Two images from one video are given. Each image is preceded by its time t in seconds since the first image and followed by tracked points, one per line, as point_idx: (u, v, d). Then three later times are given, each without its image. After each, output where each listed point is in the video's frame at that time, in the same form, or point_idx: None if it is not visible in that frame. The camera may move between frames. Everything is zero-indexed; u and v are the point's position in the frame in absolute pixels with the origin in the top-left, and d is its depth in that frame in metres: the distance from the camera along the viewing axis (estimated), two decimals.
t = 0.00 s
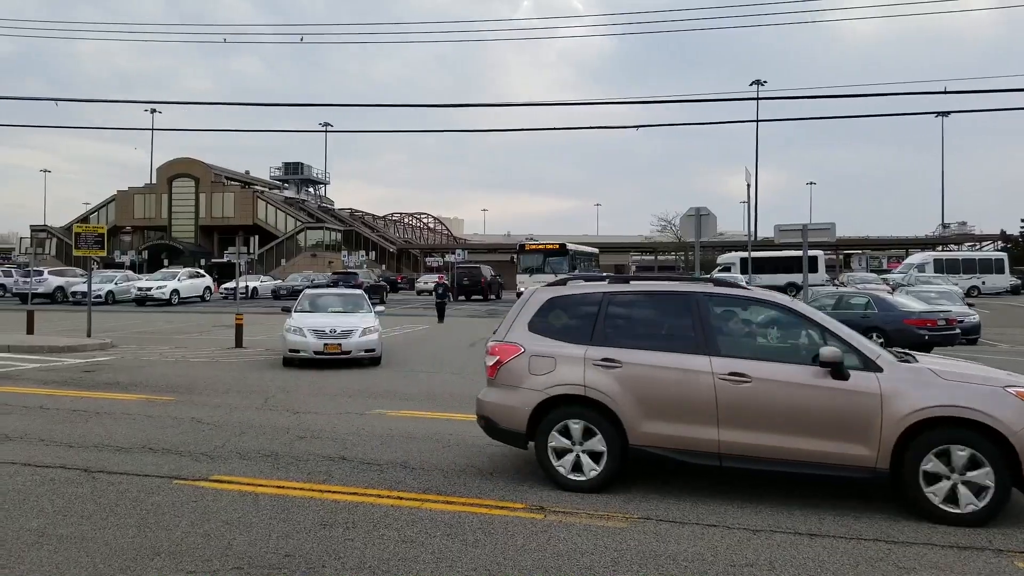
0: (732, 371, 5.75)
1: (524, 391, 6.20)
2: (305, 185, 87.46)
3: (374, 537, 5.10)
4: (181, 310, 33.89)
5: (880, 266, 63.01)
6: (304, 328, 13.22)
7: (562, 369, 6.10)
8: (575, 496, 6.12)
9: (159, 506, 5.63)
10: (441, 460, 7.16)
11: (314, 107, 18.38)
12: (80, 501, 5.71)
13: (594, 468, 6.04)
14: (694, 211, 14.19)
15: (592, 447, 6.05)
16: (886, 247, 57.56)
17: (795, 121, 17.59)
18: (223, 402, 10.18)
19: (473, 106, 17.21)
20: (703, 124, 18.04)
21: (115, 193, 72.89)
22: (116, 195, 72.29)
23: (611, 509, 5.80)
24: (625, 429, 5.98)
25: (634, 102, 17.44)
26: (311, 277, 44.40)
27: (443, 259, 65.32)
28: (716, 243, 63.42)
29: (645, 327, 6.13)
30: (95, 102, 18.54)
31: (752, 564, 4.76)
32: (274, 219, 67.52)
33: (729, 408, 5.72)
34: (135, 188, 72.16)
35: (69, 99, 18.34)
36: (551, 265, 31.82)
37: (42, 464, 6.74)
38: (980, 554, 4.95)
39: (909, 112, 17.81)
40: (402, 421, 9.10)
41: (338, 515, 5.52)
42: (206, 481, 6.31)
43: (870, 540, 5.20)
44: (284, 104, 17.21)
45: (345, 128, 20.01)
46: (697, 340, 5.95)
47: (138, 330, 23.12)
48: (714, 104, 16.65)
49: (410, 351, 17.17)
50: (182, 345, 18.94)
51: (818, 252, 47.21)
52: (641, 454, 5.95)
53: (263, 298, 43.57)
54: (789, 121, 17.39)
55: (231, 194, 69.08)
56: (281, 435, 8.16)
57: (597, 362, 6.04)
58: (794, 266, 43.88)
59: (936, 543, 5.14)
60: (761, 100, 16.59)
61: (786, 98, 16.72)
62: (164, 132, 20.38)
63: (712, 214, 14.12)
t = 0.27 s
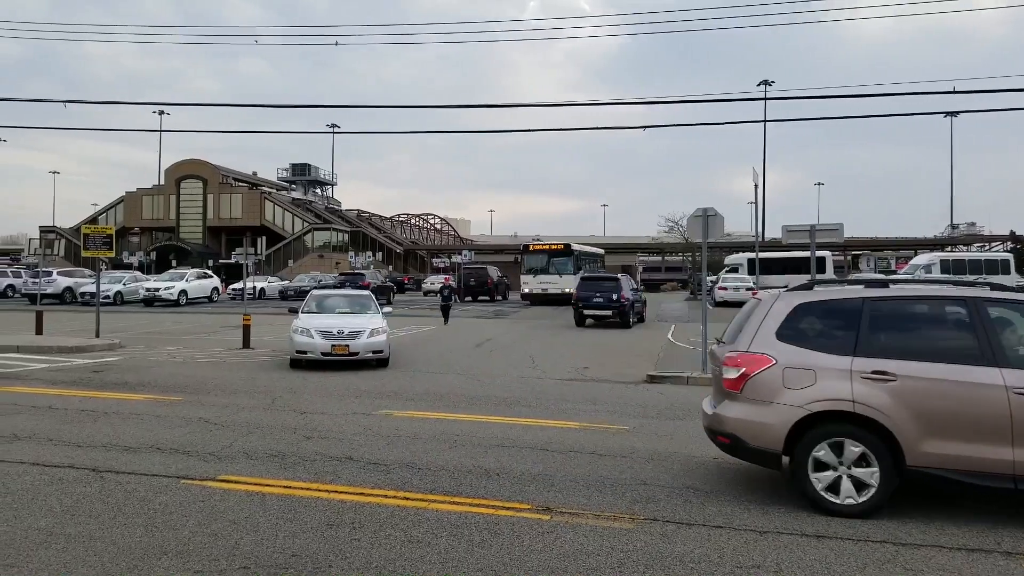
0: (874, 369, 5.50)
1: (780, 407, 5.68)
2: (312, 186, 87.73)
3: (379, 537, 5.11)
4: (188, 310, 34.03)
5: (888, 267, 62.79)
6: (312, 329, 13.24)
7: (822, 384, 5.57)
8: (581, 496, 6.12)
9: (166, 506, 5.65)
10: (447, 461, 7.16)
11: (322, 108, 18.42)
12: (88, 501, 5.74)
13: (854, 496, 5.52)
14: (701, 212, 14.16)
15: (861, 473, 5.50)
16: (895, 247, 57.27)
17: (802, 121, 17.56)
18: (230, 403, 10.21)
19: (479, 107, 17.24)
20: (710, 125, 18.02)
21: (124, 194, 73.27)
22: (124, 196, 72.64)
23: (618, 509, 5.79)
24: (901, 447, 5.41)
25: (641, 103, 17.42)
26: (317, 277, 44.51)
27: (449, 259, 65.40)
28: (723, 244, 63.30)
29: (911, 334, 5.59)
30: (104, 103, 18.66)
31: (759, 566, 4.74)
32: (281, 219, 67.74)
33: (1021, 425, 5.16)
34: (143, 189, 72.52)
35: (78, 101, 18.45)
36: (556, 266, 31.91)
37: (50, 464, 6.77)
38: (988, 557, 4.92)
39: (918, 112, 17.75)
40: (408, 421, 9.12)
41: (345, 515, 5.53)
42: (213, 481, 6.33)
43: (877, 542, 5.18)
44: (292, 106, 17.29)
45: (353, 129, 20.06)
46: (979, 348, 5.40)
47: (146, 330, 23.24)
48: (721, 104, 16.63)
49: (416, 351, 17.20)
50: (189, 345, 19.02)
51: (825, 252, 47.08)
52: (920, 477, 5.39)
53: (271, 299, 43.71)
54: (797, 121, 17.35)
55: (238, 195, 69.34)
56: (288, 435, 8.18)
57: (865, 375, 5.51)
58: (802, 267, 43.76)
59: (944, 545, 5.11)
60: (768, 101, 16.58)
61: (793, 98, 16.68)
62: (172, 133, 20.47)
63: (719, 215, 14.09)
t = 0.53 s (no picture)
0: None
1: None
2: (317, 185, 87.90)
3: (383, 535, 5.13)
4: (194, 308, 34.12)
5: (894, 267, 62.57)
6: (317, 329, 13.27)
7: None
8: (585, 495, 6.14)
9: (171, 503, 5.68)
10: (450, 459, 7.17)
11: (328, 107, 18.44)
12: (94, 498, 5.77)
13: None
14: (706, 211, 14.16)
15: None
16: (902, 247, 57.05)
17: (808, 121, 17.53)
18: (236, 401, 10.25)
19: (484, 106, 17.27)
20: (715, 124, 18.00)
21: (130, 192, 73.47)
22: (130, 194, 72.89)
23: (622, 508, 5.80)
24: None
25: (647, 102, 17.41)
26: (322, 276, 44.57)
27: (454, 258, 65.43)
28: (728, 243, 63.17)
29: None
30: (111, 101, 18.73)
31: (761, 564, 4.75)
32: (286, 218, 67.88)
33: None
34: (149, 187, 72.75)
35: (86, 99, 18.51)
36: (559, 265, 31.87)
37: (56, 461, 6.81)
38: (992, 557, 4.91)
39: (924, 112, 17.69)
40: (412, 420, 9.13)
41: (349, 513, 5.55)
42: (218, 479, 6.35)
43: (881, 542, 5.17)
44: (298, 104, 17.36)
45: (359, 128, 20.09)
46: None
47: (152, 328, 23.32)
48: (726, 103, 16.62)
49: (421, 350, 17.23)
50: (195, 343, 19.08)
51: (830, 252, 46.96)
52: None
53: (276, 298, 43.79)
54: (803, 120, 17.33)
55: (243, 194, 69.50)
56: (292, 434, 8.20)
57: None
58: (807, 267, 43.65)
59: (948, 545, 5.10)
60: (773, 100, 16.56)
61: (799, 98, 16.64)
62: (179, 131, 20.52)
63: (724, 214, 14.08)
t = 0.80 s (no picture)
0: None
1: None
2: (318, 186, 87.94)
3: (384, 537, 5.12)
4: (194, 310, 34.13)
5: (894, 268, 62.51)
6: (319, 331, 13.26)
7: None
8: (586, 496, 6.13)
9: (171, 505, 5.67)
10: (451, 460, 7.17)
11: (330, 109, 18.43)
12: (94, 500, 5.76)
13: None
14: (707, 212, 14.16)
15: None
16: (903, 248, 56.98)
17: (809, 121, 17.52)
18: (236, 402, 10.25)
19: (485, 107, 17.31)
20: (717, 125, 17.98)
21: (131, 194, 73.50)
22: (131, 196, 72.95)
23: (623, 509, 5.80)
24: None
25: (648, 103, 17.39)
26: (323, 277, 44.57)
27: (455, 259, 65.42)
28: (728, 244, 63.17)
29: None
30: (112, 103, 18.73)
31: (763, 566, 4.74)
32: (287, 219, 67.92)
33: None
34: (150, 189, 72.81)
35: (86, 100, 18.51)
36: (558, 267, 31.82)
37: (56, 463, 6.81)
38: (993, 558, 4.90)
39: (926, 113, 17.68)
40: (413, 421, 9.14)
41: (349, 515, 5.54)
42: (220, 480, 6.35)
43: (882, 543, 5.17)
44: (298, 106, 17.36)
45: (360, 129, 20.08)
46: None
47: (152, 330, 23.32)
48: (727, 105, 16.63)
49: (422, 351, 17.23)
50: (196, 344, 19.09)
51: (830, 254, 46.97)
52: None
53: (277, 299, 43.79)
54: (804, 121, 17.35)
55: (244, 195, 69.55)
56: (293, 435, 8.19)
57: None
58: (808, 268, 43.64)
59: (948, 546, 5.10)
60: (774, 101, 16.56)
61: (800, 99, 16.63)
62: (179, 133, 20.54)
63: (724, 216, 14.07)
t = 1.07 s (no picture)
0: None
1: None
2: (320, 188, 87.97)
3: (385, 538, 5.12)
4: (196, 311, 34.18)
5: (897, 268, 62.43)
6: (321, 333, 13.22)
7: None
8: (588, 497, 6.13)
9: (173, 507, 5.68)
10: (453, 462, 7.17)
11: (332, 110, 18.43)
12: (96, 502, 5.77)
13: None
14: (709, 213, 14.16)
15: None
16: (905, 248, 56.90)
17: (811, 122, 17.52)
18: (238, 404, 10.27)
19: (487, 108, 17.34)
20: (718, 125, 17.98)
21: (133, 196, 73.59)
22: (133, 197, 73.05)
23: (624, 511, 5.79)
24: None
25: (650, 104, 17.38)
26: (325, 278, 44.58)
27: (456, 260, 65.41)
28: (730, 245, 63.12)
29: None
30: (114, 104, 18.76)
31: (764, 567, 4.74)
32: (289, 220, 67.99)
33: None
34: (151, 190, 72.90)
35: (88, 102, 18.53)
36: (557, 267, 31.72)
37: (58, 464, 6.83)
38: (997, 559, 4.89)
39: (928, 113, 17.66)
40: (415, 422, 9.15)
41: (351, 516, 5.54)
42: (222, 482, 6.36)
43: (885, 544, 5.16)
44: (300, 108, 17.41)
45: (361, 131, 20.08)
46: None
47: (155, 332, 23.36)
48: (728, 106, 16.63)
49: (424, 352, 17.24)
50: (198, 346, 19.13)
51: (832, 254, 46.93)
52: None
53: (279, 300, 43.83)
54: (806, 122, 17.34)
55: (246, 197, 69.61)
56: (295, 436, 8.20)
57: None
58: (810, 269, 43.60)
59: (951, 547, 5.09)
60: (776, 101, 16.56)
61: (802, 99, 16.62)
62: (182, 134, 20.57)
63: (726, 216, 14.05)
